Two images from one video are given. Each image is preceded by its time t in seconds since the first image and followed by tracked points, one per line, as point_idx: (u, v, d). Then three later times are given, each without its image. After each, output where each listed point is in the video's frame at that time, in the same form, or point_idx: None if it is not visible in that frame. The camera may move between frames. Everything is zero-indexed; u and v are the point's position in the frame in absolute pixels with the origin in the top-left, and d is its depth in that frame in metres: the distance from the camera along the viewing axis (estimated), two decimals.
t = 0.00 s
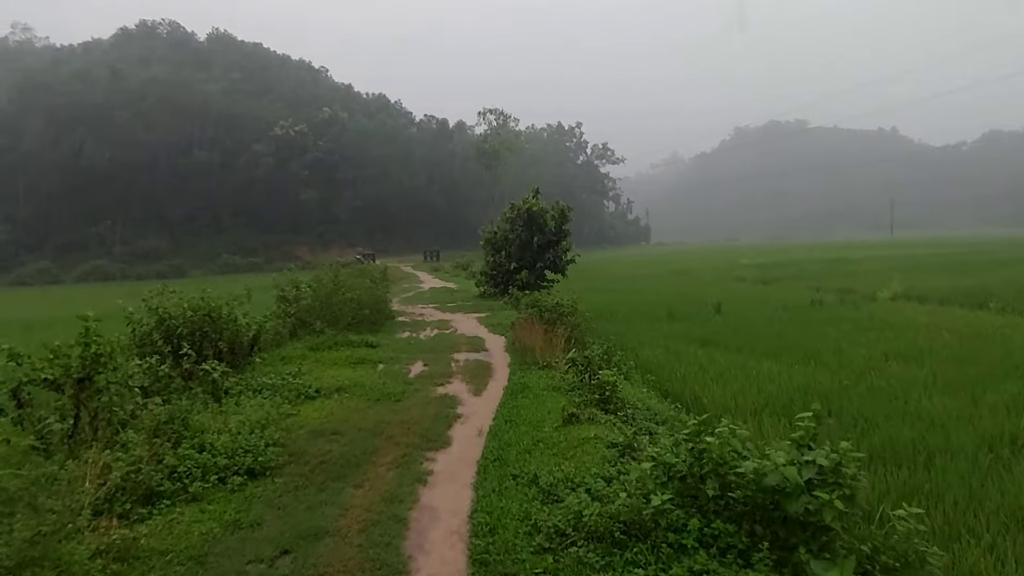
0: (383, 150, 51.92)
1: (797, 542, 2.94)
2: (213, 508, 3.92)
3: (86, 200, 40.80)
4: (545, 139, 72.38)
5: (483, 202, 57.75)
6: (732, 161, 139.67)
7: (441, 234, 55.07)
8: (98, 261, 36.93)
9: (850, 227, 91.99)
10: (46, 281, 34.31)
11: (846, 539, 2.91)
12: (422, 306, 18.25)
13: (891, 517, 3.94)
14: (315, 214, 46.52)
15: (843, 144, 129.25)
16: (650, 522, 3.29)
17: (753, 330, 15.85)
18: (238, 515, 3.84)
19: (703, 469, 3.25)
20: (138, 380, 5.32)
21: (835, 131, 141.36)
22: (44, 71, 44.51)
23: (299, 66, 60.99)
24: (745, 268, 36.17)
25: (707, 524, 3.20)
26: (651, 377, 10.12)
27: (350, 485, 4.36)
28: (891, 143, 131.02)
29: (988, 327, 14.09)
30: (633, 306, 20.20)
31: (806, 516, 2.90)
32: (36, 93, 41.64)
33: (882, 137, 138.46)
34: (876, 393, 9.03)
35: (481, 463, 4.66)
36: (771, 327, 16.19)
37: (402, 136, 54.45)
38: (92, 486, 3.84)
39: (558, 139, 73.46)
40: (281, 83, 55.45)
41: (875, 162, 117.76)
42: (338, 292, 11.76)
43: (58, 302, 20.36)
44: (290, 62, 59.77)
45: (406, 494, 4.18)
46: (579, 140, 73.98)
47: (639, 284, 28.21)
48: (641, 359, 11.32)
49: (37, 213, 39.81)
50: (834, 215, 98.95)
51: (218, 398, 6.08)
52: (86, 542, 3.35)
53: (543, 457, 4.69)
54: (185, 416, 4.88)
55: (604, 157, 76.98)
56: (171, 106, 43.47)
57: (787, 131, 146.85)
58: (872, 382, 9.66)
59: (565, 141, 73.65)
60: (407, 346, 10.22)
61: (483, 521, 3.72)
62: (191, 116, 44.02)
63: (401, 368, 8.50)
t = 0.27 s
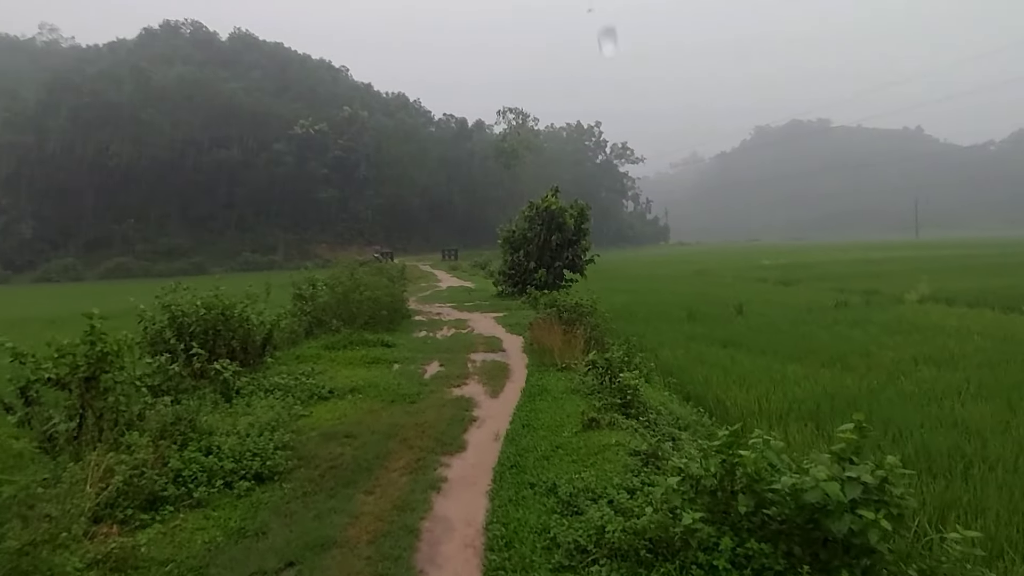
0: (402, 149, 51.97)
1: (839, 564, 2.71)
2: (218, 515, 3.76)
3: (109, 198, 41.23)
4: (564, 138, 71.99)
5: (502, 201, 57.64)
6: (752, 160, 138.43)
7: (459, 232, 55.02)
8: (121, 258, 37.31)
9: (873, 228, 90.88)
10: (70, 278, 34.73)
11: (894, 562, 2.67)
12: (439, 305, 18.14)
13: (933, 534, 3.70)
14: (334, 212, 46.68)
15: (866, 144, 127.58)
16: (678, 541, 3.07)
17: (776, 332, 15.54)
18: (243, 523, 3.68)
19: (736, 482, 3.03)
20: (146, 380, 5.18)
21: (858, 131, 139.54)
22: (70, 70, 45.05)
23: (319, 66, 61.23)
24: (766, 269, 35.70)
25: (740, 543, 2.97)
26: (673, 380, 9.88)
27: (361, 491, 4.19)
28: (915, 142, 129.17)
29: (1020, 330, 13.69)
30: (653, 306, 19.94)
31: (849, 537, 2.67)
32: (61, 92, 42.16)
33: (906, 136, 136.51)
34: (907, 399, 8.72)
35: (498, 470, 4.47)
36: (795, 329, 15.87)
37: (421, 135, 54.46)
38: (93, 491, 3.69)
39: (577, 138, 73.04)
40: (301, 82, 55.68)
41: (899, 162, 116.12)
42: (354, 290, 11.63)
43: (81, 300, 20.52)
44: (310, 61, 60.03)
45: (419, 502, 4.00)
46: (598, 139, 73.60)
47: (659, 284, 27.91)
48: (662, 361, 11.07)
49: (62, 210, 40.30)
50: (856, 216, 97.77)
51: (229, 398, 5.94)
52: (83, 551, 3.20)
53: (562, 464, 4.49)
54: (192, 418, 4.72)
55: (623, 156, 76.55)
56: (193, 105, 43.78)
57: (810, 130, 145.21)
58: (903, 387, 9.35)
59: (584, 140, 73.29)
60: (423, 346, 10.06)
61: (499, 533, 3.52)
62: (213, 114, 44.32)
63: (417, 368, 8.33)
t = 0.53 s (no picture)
0: (419, 148, 51.89)
1: None
2: (217, 533, 3.55)
3: (130, 197, 41.47)
4: (581, 138, 71.59)
5: (519, 201, 57.42)
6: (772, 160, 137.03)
7: (476, 232, 54.85)
8: (141, 257, 37.56)
9: (894, 228, 89.70)
10: (90, 276, 34.96)
11: None
12: (455, 305, 17.92)
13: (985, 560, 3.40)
14: (351, 212, 46.70)
15: (888, 143, 125.94)
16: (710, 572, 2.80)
17: (800, 335, 15.16)
18: (243, 541, 3.46)
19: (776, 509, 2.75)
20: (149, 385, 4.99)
21: (879, 130, 137.84)
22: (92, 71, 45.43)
23: (338, 66, 61.36)
24: (787, 269, 35.14)
25: None
26: (695, 385, 9.57)
27: (368, 507, 3.95)
28: (938, 142, 127.42)
29: None
30: (673, 307, 19.60)
31: None
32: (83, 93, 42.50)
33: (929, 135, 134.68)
34: (941, 406, 8.36)
35: (514, 485, 4.21)
36: (819, 332, 15.47)
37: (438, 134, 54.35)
38: (85, 506, 3.50)
39: (594, 137, 72.61)
40: (320, 82, 55.80)
41: (921, 161, 114.57)
42: (369, 291, 11.43)
43: (99, 300, 20.55)
44: (329, 62, 60.15)
45: (429, 520, 3.76)
46: (615, 138, 73.13)
47: (678, 285, 27.52)
48: (683, 365, 10.76)
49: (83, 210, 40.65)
50: (877, 216, 96.55)
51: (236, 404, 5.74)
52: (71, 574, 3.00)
53: (582, 479, 4.22)
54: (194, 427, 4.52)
55: (641, 156, 75.98)
56: (213, 105, 43.94)
57: (830, 130, 143.60)
58: (936, 394, 8.97)
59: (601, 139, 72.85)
60: (438, 349, 9.82)
61: (516, 558, 3.27)
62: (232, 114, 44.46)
63: (431, 372, 8.09)
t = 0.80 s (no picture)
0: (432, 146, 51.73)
1: None
2: (211, 545, 3.35)
3: (144, 191, 41.58)
4: (594, 137, 71.14)
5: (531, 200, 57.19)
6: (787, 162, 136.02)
7: (487, 231, 54.67)
8: (153, 252, 37.66)
9: (909, 232, 88.77)
10: (103, 270, 35.07)
11: None
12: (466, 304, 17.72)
13: None
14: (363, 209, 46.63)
15: (904, 146, 124.66)
16: None
17: (817, 339, 14.85)
18: (238, 556, 3.26)
19: (815, 538, 2.51)
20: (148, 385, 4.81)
21: (896, 132, 136.37)
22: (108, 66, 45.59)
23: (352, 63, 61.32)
24: (801, 272, 34.71)
25: None
26: (711, 391, 9.32)
27: (373, 518, 3.75)
28: (956, 145, 125.92)
29: None
30: (686, 309, 19.32)
31: None
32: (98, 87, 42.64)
33: (946, 138, 133.13)
34: (968, 416, 8.06)
35: (526, 498, 3.99)
36: (836, 337, 15.15)
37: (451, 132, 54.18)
38: (74, 516, 3.31)
39: (607, 137, 72.22)
40: (333, 79, 55.76)
41: (938, 165, 113.26)
42: (379, 289, 11.25)
43: (111, 295, 20.54)
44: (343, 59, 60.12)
45: (436, 535, 3.55)
46: (629, 138, 72.68)
47: (691, 287, 27.21)
48: (698, 370, 10.51)
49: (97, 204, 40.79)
50: (893, 219, 95.54)
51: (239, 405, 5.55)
52: None
53: (599, 493, 3.99)
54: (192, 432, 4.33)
55: (655, 156, 75.50)
56: (227, 101, 43.95)
57: (845, 131, 142.23)
58: (961, 403, 8.66)
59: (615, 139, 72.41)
60: (447, 349, 9.62)
61: None
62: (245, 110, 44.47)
63: (440, 374, 7.89)
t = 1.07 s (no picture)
0: (444, 145, 51.59)
1: None
2: (210, 556, 3.16)
3: (157, 190, 41.69)
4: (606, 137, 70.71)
5: (542, 200, 56.98)
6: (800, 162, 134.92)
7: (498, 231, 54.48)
8: (166, 250, 37.77)
9: (925, 233, 87.77)
10: (116, 268, 35.18)
11: None
12: (478, 303, 17.52)
13: None
14: (374, 208, 46.56)
15: (920, 146, 123.23)
16: None
17: (835, 341, 14.53)
18: (237, 570, 3.06)
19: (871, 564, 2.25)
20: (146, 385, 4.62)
21: (911, 132, 134.91)
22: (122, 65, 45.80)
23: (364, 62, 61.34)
24: (817, 273, 34.22)
25: None
26: (729, 393, 9.05)
27: (382, 528, 3.54)
28: (972, 145, 124.42)
29: None
30: (701, 310, 19.03)
31: None
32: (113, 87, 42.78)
33: (963, 139, 131.59)
34: (998, 423, 7.76)
35: (543, 508, 3.77)
36: (856, 339, 14.82)
37: (462, 131, 54.02)
38: (63, 525, 3.11)
39: (619, 137, 71.81)
40: (345, 78, 55.77)
41: (955, 165, 111.96)
42: (390, 288, 11.05)
43: (123, 293, 20.51)
44: (355, 58, 60.12)
45: (448, 546, 3.33)
46: (641, 137, 72.18)
47: (705, 287, 26.89)
48: (716, 371, 10.23)
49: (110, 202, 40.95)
50: (907, 221, 94.38)
51: (244, 407, 5.37)
52: None
53: (620, 503, 3.76)
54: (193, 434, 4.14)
55: (667, 155, 75.02)
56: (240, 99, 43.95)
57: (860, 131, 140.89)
58: (992, 409, 8.33)
59: (627, 138, 71.95)
60: (460, 349, 9.40)
61: None
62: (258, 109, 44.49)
63: (452, 375, 7.67)
